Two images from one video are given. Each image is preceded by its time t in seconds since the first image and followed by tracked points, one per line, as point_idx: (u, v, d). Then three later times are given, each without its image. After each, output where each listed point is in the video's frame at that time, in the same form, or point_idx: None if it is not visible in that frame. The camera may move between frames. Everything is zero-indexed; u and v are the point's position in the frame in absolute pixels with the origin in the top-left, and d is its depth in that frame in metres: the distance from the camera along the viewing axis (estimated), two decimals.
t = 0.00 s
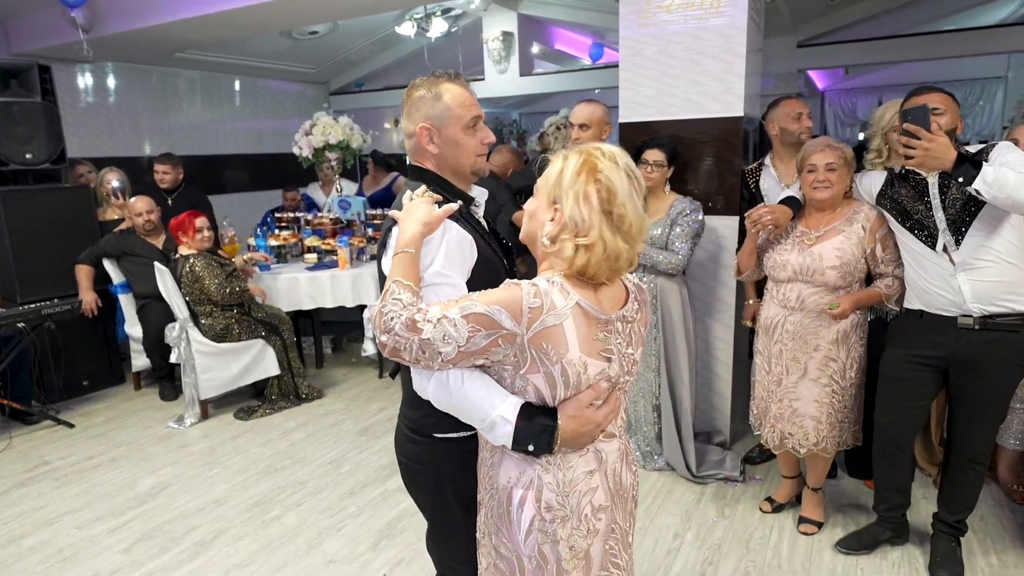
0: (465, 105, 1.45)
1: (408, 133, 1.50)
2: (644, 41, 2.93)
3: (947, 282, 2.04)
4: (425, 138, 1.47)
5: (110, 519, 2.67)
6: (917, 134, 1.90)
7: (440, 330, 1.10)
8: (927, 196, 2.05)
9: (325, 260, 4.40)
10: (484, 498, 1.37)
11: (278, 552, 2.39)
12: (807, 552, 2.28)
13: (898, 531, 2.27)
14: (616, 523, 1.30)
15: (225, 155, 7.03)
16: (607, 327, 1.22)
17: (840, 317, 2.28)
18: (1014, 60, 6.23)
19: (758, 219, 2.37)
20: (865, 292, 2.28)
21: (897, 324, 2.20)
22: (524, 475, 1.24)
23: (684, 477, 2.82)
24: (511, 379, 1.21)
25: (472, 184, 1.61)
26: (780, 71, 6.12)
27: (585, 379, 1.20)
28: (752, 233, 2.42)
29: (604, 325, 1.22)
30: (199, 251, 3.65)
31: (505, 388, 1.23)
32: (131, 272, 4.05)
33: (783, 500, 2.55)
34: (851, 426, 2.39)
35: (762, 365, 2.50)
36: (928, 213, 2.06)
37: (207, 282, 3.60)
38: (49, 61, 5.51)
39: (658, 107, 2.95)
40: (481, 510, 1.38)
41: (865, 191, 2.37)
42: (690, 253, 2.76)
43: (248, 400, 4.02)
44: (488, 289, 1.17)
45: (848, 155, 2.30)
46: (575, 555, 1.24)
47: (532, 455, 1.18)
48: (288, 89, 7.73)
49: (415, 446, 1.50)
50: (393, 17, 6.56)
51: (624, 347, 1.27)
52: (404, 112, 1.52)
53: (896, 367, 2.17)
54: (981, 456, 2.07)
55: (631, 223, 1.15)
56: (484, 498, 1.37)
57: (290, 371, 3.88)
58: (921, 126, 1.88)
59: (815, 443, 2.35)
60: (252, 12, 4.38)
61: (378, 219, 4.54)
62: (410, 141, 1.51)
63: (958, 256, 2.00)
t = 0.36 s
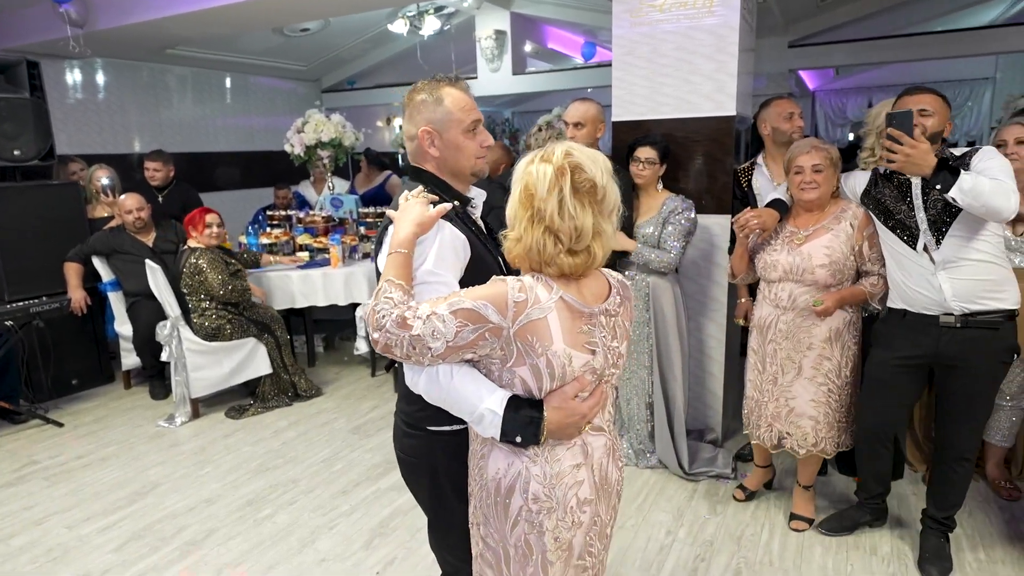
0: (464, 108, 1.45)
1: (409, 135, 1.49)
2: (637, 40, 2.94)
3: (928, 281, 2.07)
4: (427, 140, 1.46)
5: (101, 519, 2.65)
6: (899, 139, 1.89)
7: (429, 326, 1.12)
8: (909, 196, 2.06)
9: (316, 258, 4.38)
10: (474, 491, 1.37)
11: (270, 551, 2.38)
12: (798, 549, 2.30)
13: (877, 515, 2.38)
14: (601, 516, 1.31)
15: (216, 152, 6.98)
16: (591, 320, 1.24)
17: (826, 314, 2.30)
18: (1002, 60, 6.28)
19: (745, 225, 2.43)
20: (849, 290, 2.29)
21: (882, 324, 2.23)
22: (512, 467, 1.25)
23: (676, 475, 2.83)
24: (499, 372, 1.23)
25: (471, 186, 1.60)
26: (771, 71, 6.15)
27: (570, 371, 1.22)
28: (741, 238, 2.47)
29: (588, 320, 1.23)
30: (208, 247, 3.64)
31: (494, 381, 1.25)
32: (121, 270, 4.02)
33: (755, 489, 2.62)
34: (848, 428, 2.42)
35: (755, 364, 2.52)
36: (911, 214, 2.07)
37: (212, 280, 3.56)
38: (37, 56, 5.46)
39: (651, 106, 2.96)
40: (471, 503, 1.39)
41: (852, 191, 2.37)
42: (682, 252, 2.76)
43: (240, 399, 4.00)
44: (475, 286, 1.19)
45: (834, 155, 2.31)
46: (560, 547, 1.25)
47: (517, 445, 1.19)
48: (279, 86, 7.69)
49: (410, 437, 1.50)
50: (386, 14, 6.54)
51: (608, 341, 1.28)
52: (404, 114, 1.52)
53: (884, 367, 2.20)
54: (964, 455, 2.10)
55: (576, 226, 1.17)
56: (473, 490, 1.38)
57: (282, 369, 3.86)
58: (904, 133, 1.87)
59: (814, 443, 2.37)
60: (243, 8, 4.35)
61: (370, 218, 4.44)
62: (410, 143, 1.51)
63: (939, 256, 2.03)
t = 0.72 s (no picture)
0: (476, 110, 1.44)
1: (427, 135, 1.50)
2: (634, 39, 2.93)
3: (878, 279, 2.09)
4: (440, 140, 1.47)
5: (91, 517, 2.63)
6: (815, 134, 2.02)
7: (436, 313, 1.15)
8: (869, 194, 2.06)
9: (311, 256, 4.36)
10: (472, 463, 1.39)
11: (262, 550, 2.37)
12: (790, 549, 2.30)
13: (863, 514, 2.39)
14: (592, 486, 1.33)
15: (210, 149, 6.94)
16: (583, 311, 1.24)
17: (797, 309, 2.28)
18: (996, 63, 6.31)
19: (719, 223, 2.39)
20: (820, 286, 2.28)
21: (847, 319, 2.24)
22: (510, 441, 1.27)
23: (669, 475, 2.83)
24: (497, 355, 1.24)
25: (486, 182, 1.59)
26: (767, 72, 6.16)
27: (562, 357, 1.22)
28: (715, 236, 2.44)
29: (581, 310, 1.23)
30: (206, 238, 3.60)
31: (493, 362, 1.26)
32: (113, 266, 4.00)
33: (743, 488, 2.65)
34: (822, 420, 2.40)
35: (730, 359, 2.52)
36: (868, 211, 2.07)
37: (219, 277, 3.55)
38: (30, 51, 5.41)
39: (647, 105, 2.96)
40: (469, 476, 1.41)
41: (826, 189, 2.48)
42: (677, 252, 2.76)
43: (234, 397, 3.98)
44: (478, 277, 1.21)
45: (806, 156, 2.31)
46: (554, 512, 1.27)
47: (513, 422, 1.21)
48: (274, 83, 7.65)
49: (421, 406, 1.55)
50: (382, 12, 6.52)
51: (599, 330, 1.28)
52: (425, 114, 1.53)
53: (854, 360, 2.22)
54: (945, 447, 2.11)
55: (571, 225, 1.17)
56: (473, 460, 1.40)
57: (276, 367, 3.85)
58: (816, 128, 2.00)
59: (785, 435, 2.37)
60: (238, 4, 4.33)
61: (365, 215, 4.51)
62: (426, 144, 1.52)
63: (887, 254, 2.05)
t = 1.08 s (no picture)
0: (485, 106, 1.43)
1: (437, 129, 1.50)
2: (630, 39, 2.93)
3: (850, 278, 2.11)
4: (448, 134, 1.46)
5: (81, 516, 2.61)
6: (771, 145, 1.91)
7: (420, 301, 1.18)
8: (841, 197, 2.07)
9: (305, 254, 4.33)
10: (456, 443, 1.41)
11: (254, 550, 2.35)
12: (784, 550, 2.30)
13: (856, 515, 2.39)
14: (570, 470, 1.33)
15: (204, 146, 6.90)
16: (560, 305, 1.25)
17: (782, 305, 2.29)
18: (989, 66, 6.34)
19: (701, 219, 2.39)
20: (803, 283, 2.30)
21: (829, 316, 2.23)
22: (489, 423, 1.30)
23: (664, 475, 2.83)
24: (477, 343, 1.28)
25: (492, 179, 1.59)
26: (762, 73, 6.18)
27: (537, 347, 1.24)
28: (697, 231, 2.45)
29: (558, 303, 1.24)
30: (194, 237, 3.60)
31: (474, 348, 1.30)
32: (105, 263, 3.97)
33: (737, 488, 2.65)
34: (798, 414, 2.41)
35: (713, 355, 2.52)
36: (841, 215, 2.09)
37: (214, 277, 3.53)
38: (21, 46, 5.37)
39: (643, 105, 2.95)
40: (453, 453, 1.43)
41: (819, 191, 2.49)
42: (672, 252, 2.76)
43: (226, 396, 3.96)
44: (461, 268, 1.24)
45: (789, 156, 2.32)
46: (528, 493, 1.28)
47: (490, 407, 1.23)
48: (269, 80, 7.61)
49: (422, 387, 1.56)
50: (377, 10, 6.49)
51: (578, 321, 1.29)
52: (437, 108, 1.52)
53: (835, 358, 2.23)
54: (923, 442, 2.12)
55: (537, 224, 1.16)
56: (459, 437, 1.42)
57: (269, 367, 3.83)
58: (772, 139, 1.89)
59: (768, 432, 2.36)
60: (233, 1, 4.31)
61: (359, 214, 4.55)
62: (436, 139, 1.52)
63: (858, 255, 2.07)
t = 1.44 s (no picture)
0: (474, 111, 1.43)
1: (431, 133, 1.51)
2: (634, 41, 2.93)
3: (856, 285, 2.09)
4: (438, 139, 1.47)
5: (82, 518, 2.60)
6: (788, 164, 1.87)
7: (381, 314, 1.21)
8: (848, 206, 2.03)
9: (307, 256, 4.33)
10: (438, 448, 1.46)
11: (255, 552, 2.35)
12: (787, 554, 2.29)
13: (859, 520, 2.38)
14: (544, 486, 1.32)
15: (206, 147, 6.91)
16: (522, 319, 1.23)
17: (789, 313, 2.28)
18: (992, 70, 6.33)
19: (707, 223, 2.42)
20: (808, 290, 2.29)
21: (834, 321, 2.23)
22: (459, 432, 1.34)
23: (666, 479, 2.82)
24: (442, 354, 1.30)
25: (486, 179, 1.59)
26: (765, 76, 6.17)
27: (493, 364, 1.25)
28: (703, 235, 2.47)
29: (518, 318, 1.23)
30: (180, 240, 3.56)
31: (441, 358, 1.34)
32: (107, 264, 3.95)
33: (739, 492, 2.65)
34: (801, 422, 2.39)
35: (715, 360, 2.52)
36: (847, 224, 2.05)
37: (214, 268, 3.53)
38: (25, 46, 5.37)
39: (646, 108, 2.95)
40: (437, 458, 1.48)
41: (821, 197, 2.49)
42: (677, 255, 2.76)
43: (228, 397, 3.95)
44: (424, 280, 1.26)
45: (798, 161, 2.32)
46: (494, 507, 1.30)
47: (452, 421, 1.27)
48: (271, 81, 7.61)
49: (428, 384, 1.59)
50: (380, 11, 6.49)
51: (544, 337, 1.27)
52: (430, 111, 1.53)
53: (836, 363, 2.23)
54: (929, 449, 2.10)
55: (483, 239, 1.16)
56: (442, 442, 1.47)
57: (271, 368, 3.82)
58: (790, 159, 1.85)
59: (768, 438, 2.35)
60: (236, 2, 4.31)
61: (362, 215, 4.48)
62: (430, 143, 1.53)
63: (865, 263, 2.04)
